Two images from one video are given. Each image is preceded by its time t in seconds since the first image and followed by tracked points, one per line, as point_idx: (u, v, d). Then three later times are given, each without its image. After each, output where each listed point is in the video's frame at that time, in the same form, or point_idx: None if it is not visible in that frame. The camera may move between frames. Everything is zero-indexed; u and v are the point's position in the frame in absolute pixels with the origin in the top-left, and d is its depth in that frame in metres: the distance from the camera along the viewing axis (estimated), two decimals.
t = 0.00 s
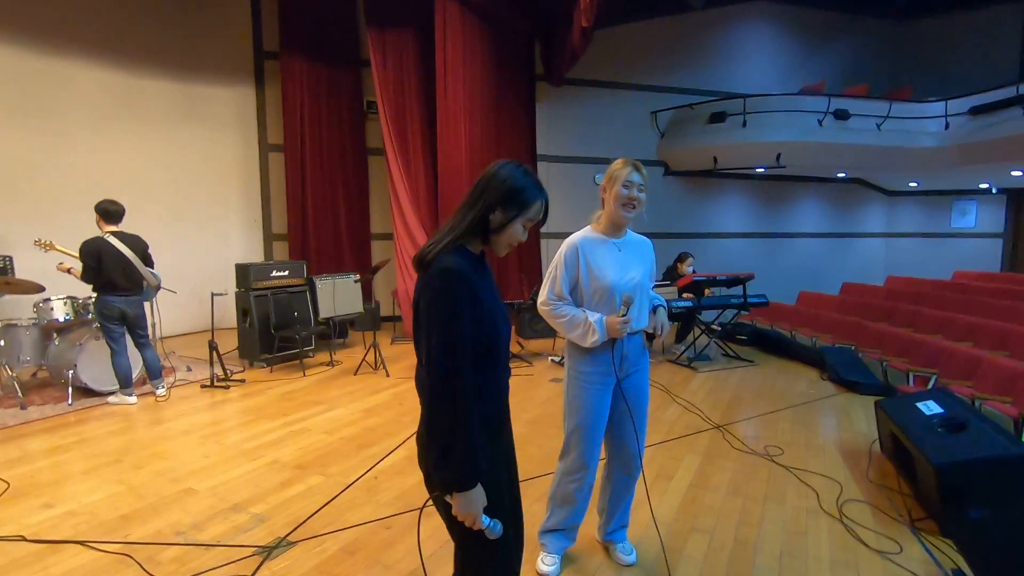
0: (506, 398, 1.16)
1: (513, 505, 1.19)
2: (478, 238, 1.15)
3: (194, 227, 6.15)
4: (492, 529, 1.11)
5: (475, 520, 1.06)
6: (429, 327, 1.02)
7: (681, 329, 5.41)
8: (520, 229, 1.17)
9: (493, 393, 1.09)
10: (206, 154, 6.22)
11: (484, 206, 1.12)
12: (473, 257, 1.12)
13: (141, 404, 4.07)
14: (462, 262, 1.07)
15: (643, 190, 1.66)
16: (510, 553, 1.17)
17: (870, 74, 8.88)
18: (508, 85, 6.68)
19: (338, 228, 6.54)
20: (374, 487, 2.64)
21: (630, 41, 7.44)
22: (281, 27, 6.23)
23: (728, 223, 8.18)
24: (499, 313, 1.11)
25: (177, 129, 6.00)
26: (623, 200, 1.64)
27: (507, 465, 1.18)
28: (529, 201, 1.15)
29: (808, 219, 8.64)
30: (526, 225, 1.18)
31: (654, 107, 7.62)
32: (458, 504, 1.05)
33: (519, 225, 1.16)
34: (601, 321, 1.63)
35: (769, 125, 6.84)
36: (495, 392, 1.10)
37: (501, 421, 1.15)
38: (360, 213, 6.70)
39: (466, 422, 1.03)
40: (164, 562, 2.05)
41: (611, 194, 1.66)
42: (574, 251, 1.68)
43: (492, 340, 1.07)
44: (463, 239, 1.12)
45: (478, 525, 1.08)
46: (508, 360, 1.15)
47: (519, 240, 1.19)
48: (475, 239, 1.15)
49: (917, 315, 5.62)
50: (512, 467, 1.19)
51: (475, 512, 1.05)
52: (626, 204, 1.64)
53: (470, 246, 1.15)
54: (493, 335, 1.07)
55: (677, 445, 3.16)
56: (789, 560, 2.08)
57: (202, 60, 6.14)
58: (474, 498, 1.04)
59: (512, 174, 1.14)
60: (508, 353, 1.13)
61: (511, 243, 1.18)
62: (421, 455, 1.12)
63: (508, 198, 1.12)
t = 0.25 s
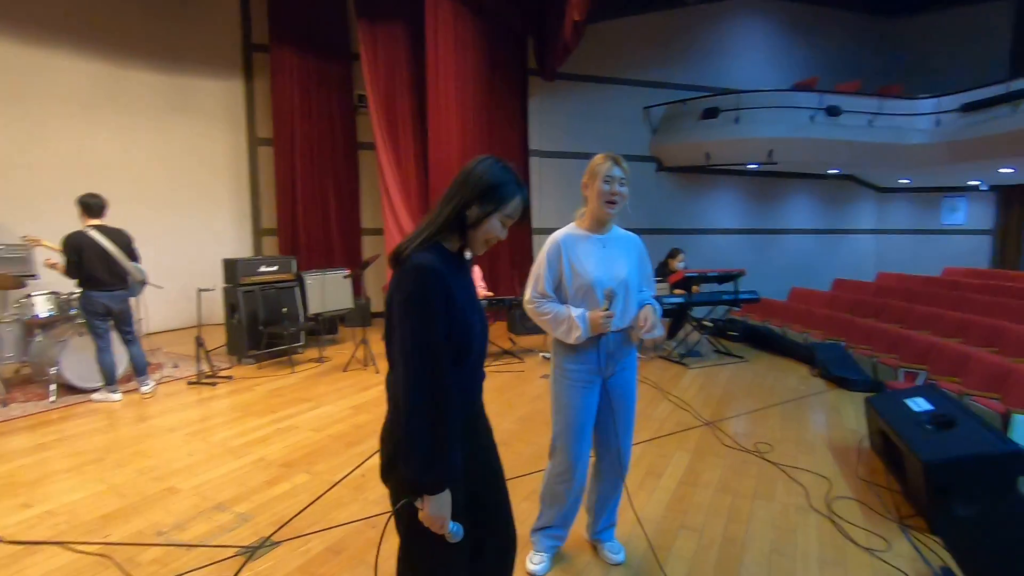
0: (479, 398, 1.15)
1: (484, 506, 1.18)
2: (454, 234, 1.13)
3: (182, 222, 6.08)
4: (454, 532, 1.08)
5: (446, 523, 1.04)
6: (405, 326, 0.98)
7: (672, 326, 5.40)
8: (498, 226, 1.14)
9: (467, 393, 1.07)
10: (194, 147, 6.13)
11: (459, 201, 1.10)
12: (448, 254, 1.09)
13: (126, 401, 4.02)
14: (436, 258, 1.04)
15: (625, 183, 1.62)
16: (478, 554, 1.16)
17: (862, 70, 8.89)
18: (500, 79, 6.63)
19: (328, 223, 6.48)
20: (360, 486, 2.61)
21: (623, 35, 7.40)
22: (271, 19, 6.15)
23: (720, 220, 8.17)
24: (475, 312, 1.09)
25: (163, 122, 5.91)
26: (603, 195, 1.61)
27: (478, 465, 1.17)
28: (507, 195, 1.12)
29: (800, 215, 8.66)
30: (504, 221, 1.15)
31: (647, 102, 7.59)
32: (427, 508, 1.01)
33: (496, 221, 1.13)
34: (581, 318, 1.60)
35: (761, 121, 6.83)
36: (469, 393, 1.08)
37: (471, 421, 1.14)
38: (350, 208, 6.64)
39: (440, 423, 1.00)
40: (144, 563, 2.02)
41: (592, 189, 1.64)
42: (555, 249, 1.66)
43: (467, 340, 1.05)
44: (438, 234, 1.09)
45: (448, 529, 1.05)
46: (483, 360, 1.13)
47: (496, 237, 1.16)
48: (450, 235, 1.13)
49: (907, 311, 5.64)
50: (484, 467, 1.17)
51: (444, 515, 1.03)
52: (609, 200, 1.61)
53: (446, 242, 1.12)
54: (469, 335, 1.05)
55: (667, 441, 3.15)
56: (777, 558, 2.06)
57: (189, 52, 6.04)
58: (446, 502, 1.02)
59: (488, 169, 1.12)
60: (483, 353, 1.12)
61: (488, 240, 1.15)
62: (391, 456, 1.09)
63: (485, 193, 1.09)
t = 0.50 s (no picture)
0: (463, 399, 1.15)
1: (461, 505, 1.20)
2: (442, 231, 1.11)
3: (189, 219, 6.10)
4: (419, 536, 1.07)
5: (410, 526, 1.04)
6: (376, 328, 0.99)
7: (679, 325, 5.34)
8: (488, 226, 1.11)
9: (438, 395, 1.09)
10: (201, 145, 6.15)
11: (446, 198, 1.08)
12: (433, 251, 1.08)
13: (131, 398, 4.04)
14: (418, 257, 1.03)
15: (603, 178, 1.57)
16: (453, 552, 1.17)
17: (876, 65, 8.73)
18: (507, 76, 6.59)
19: (334, 220, 6.48)
20: (358, 486, 2.59)
21: (632, 31, 7.32)
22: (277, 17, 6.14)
23: (730, 218, 8.08)
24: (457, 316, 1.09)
25: (171, 120, 5.93)
26: (577, 190, 1.58)
27: (460, 464, 1.18)
28: (497, 195, 1.09)
29: (811, 213, 8.54)
30: (493, 220, 1.11)
31: (655, 99, 7.50)
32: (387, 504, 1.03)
33: (485, 221, 1.10)
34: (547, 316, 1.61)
35: (772, 118, 6.73)
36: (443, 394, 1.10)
37: (457, 421, 1.14)
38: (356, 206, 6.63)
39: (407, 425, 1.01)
40: (139, 563, 2.01)
41: (569, 186, 1.61)
42: (528, 247, 1.69)
43: (442, 343, 1.06)
44: (424, 231, 1.08)
45: (411, 533, 1.05)
46: (466, 363, 1.14)
47: (486, 237, 1.13)
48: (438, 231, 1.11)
49: (920, 311, 5.53)
50: (464, 467, 1.19)
51: (408, 519, 1.03)
52: (582, 197, 1.58)
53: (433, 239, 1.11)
54: (445, 339, 1.06)
55: (671, 443, 3.11)
56: (779, 565, 2.01)
57: (196, 50, 6.05)
58: (409, 502, 1.03)
59: (481, 167, 1.09)
60: (464, 356, 1.13)
61: (476, 239, 1.12)
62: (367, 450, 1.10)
63: (473, 192, 1.07)
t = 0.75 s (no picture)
0: (458, 391, 1.14)
1: (452, 496, 1.19)
2: (438, 224, 1.10)
3: (202, 210, 6.16)
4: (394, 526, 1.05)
5: (382, 514, 1.03)
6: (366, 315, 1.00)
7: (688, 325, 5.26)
8: (481, 217, 1.07)
9: (432, 386, 1.08)
10: (214, 137, 6.20)
11: (438, 190, 1.07)
12: (427, 244, 1.07)
13: (138, 386, 4.08)
14: (408, 250, 1.03)
15: (570, 172, 1.53)
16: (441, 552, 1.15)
17: (899, 63, 8.52)
18: (519, 71, 6.54)
19: (344, 213, 6.50)
20: (353, 479, 2.58)
21: (647, 26, 7.23)
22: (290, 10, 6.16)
23: (744, 217, 7.95)
24: (450, 307, 1.08)
25: (185, 112, 5.98)
26: (544, 183, 1.55)
27: (453, 457, 1.17)
28: (488, 185, 1.06)
29: (829, 214, 8.37)
30: (484, 212, 1.08)
31: (670, 95, 7.40)
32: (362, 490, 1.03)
33: (477, 212, 1.07)
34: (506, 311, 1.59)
35: (788, 115, 6.60)
36: (437, 385, 1.09)
37: (451, 413, 1.13)
38: (367, 199, 6.65)
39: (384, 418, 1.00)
40: (131, 551, 2.02)
41: (537, 179, 1.58)
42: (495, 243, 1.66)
43: (432, 334, 1.05)
44: (418, 224, 1.07)
45: (382, 523, 1.04)
46: (460, 355, 1.13)
47: (481, 229, 1.09)
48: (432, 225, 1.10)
49: (938, 315, 5.39)
50: (456, 459, 1.18)
51: (381, 508, 1.03)
52: (547, 189, 1.54)
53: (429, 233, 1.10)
54: (436, 329, 1.06)
55: (672, 444, 3.06)
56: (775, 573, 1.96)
57: (211, 42, 6.10)
58: (380, 490, 1.02)
59: (473, 157, 1.07)
60: (457, 347, 1.12)
61: (471, 232, 1.09)
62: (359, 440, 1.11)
63: (464, 182, 1.04)
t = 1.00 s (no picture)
0: (462, 391, 1.10)
1: (455, 500, 1.15)
2: (438, 224, 1.06)
3: (215, 208, 6.21)
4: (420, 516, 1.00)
5: (404, 502, 0.99)
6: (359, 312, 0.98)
7: (700, 323, 5.18)
8: (478, 217, 1.02)
9: (432, 385, 1.05)
10: (227, 135, 6.25)
11: (436, 188, 1.03)
12: (425, 244, 1.03)
13: (150, 381, 4.13)
14: (404, 249, 1.00)
15: (554, 171, 1.49)
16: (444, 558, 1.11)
17: (922, 55, 8.31)
18: (531, 67, 6.49)
19: (356, 210, 6.51)
20: (357, 478, 2.57)
21: (661, 21, 7.13)
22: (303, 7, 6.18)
23: (760, 214, 7.82)
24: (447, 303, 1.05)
25: (199, 110, 6.03)
26: (527, 180, 1.50)
27: (457, 460, 1.13)
28: (485, 182, 1.00)
29: (848, 210, 8.20)
30: (483, 211, 1.02)
31: (684, 90, 7.29)
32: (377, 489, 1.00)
33: (474, 212, 1.01)
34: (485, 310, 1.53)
35: (805, 110, 6.46)
36: (436, 383, 1.05)
37: (455, 414, 1.09)
38: (378, 196, 6.65)
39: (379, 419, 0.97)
40: (134, 547, 2.03)
41: (519, 175, 1.52)
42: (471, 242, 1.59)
43: (428, 330, 1.02)
44: (416, 224, 1.04)
45: (406, 515, 0.99)
46: (462, 353, 1.09)
47: (481, 229, 1.03)
48: (433, 224, 1.06)
49: (961, 315, 5.24)
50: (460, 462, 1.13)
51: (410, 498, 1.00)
52: (529, 186, 1.49)
53: (429, 232, 1.06)
54: (432, 326, 1.02)
55: (681, 446, 3.00)
56: None
57: (224, 40, 6.13)
58: (396, 480, 0.99)
59: (473, 155, 1.02)
60: (458, 345, 1.08)
61: (469, 232, 1.03)
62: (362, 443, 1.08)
63: (460, 180, 1.00)
